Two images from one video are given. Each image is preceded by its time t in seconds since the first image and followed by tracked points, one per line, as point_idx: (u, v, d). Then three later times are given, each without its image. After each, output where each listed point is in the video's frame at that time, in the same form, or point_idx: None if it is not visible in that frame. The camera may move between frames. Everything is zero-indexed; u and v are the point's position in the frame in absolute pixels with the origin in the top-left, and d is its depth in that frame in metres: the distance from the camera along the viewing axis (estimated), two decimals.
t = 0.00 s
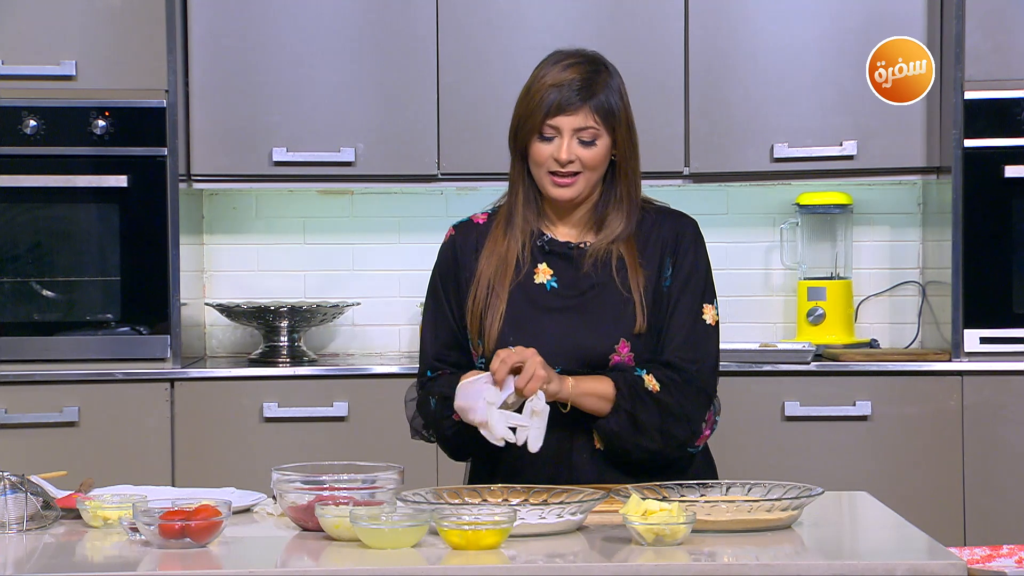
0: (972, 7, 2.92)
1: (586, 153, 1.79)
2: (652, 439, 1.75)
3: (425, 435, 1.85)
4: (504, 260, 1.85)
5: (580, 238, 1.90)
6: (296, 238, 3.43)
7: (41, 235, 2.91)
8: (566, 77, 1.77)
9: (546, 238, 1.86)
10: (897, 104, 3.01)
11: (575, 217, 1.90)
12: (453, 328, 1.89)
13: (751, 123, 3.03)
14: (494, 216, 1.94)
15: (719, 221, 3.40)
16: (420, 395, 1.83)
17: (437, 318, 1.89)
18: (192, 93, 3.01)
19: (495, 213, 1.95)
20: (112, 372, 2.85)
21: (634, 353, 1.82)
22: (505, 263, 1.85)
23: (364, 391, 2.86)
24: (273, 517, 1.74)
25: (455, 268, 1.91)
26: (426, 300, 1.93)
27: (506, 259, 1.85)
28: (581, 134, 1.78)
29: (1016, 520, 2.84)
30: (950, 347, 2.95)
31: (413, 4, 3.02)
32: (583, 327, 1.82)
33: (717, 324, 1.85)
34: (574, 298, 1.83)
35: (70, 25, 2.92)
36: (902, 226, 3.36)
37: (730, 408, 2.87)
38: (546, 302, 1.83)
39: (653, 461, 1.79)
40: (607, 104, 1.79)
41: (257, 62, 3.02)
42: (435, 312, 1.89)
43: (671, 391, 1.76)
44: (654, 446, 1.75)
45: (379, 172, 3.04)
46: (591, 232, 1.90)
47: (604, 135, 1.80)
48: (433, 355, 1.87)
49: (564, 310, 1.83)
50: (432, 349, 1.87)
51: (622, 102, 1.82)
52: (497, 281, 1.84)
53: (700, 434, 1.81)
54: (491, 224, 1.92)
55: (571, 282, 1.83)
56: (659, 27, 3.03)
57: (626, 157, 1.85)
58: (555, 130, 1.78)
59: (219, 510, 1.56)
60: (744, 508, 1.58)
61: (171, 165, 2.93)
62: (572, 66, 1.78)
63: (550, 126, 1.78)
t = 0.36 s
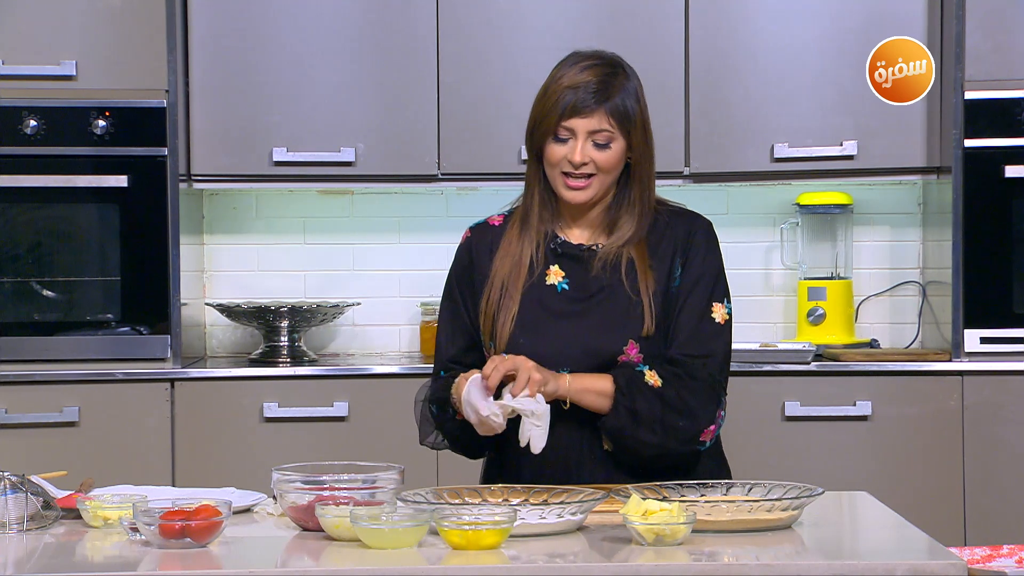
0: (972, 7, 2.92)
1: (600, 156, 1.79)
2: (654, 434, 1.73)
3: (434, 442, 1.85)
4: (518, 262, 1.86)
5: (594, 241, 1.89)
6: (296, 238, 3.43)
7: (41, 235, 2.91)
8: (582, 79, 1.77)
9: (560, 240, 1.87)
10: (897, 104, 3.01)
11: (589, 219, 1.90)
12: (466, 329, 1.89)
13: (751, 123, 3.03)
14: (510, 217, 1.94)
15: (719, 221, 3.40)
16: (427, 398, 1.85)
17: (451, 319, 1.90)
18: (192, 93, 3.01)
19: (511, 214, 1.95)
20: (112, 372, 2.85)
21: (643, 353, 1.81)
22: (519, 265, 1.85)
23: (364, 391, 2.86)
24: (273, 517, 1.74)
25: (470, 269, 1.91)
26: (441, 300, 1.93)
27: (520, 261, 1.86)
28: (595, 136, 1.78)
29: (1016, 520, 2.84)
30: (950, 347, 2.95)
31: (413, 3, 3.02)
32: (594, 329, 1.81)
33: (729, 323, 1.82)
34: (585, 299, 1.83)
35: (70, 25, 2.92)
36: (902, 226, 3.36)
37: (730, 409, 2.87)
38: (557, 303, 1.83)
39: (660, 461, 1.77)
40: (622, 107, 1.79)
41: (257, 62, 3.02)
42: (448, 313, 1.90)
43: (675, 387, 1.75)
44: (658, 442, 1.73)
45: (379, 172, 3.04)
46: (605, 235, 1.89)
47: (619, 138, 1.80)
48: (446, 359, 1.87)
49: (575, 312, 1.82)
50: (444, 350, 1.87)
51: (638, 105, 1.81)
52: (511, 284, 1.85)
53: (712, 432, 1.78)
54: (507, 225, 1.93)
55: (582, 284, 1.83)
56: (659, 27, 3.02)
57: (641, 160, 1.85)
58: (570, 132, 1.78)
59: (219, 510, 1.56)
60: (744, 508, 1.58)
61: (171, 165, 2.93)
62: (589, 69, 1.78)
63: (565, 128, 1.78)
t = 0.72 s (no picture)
0: (972, 6, 2.92)
1: (609, 157, 1.77)
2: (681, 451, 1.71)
3: (445, 433, 1.84)
4: (535, 266, 1.85)
5: (610, 247, 1.88)
6: (296, 238, 3.43)
7: (41, 235, 2.91)
8: (589, 83, 1.76)
9: (576, 245, 1.86)
10: (897, 104, 3.01)
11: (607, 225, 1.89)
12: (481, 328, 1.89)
13: (752, 123, 3.03)
14: (530, 219, 1.95)
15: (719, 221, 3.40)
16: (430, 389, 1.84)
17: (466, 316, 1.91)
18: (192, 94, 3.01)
19: (531, 215, 1.96)
20: (112, 372, 2.85)
21: (650, 362, 1.80)
22: (535, 268, 1.85)
23: (364, 391, 2.86)
24: (273, 517, 1.74)
25: (488, 270, 1.92)
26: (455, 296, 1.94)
27: (536, 264, 1.85)
28: (603, 137, 1.76)
29: (1016, 519, 2.84)
30: (951, 347, 2.96)
31: (413, 3, 3.02)
32: (606, 335, 1.80)
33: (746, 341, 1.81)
34: (598, 304, 1.82)
35: (70, 25, 2.92)
36: (902, 226, 3.36)
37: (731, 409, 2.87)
38: (570, 308, 1.82)
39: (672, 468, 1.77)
40: (630, 111, 1.76)
41: (257, 62, 3.02)
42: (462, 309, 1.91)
43: (707, 406, 1.71)
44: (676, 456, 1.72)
45: (379, 172, 3.04)
46: (622, 242, 1.88)
47: (628, 139, 1.77)
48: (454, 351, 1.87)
49: (588, 318, 1.81)
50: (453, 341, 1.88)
51: (648, 109, 1.78)
52: (526, 286, 1.85)
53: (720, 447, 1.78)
54: (526, 226, 1.93)
55: (596, 291, 1.83)
56: (659, 28, 3.02)
57: (654, 167, 1.81)
58: (578, 135, 1.77)
59: (219, 510, 1.56)
60: (744, 508, 1.58)
61: (171, 165, 2.93)
62: (597, 72, 1.77)
63: (573, 130, 1.77)
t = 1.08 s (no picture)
0: (972, 6, 2.91)
1: (599, 144, 1.76)
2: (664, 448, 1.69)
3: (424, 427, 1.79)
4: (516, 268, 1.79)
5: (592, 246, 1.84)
6: (296, 238, 3.43)
7: (40, 235, 2.91)
8: (568, 74, 1.77)
9: (555, 245, 1.81)
10: (897, 105, 3.01)
11: (587, 224, 1.84)
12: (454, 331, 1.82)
13: (752, 123, 3.03)
14: (501, 219, 1.88)
15: (719, 221, 3.40)
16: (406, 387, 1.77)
17: (435, 315, 1.83)
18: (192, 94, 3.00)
19: (502, 216, 1.89)
20: (112, 371, 2.85)
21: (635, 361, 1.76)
22: (516, 271, 1.79)
23: (365, 391, 2.86)
24: (273, 517, 1.74)
25: (462, 270, 1.85)
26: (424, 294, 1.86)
27: (516, 266, 1.79)
28: (591, 124, 1.76)
29: (1017, 520, 2.84)
30: (951, 347, 2.95)
31: (414, 3, 3.02)
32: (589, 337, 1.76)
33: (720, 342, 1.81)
34: (581, 306, 1.77)
35: (70, 25, 2.92)
36: (902, 226, 3.36)
37: (730, 409, 2.86)
38: (552, 310, 1.77)
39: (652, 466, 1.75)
40: (611, 99, 1.78)
41: (257, 62, 3.02)
42: (434, 308, 1.83)
43: (685, 402, 1.70)
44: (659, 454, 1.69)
45: (379, 172, 3.04)
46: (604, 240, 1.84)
47: (613, 125, 1.78)
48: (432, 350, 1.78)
49: (570, 320, 1.76)
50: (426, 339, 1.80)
51: (626, 99, 1.80)
52: (507, 289, 1.79)
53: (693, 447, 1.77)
54: (499, 227, 1.87)
55: (578, 291, 1.78)
56: (659, 28, 3.03)
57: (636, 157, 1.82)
58: (564, 125, 1.76)
59: (219, 510, 1.56)
60: (744, 508, 1.58)
61: (171, 165, 2.93)
62: (574, 63, 1.78)
63: (559, 120, 1.76)
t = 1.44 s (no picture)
0: (978, 6, 2.91)
1: (501, 154, 1.74)
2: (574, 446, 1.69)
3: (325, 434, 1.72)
4: (418, 271, 1.76)
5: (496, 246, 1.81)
6: (302, 238, 3.43)
7: (46, 235, 2.91)
8: (473, 78, 1.73)
9: (459, 246, 1.78)
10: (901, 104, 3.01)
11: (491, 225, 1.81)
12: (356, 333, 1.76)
13: (756, 123, 3.03)
14: (405, 219, 1.82)
15: (725, 220, 3.40)
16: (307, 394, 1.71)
17: (336, 317, 1.76)
18: (198, 94, 3.01)
19: (405, 216, 1.83)
20: (117, 371, 2.85)
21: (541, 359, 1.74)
22: (421, 275, 1.76)
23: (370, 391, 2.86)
24: (279, 517, 1.74)
25: (365, 271, 1.79)
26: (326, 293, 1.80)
27: (421, 270, 1.76)
28: (495, 132, 1.73)
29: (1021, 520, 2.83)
30: (956, 347, 2.95)
31: (418, 3, 3.02)
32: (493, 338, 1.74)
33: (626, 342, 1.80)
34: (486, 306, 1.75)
35: (74, 25, 2.92)
36: (908, 226, 3.36)
37: (735, 408, 2.86)
38: (457, 311, 1.75)
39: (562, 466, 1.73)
40: (516, 104, 1.75)
41: (262, 62, 3.02)
42: (335, 311, 1.76)
43: (595, 401, 1.69)
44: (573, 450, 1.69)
45: (384, 172, 3.04)
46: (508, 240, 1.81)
47: (518, 134, 1.75)
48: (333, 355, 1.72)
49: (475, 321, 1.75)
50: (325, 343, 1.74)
51: (531, 103, 1.78)
52: (411, 293, 1.75)
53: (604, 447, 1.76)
54: (403, 227, 1.81)
55: (483, 292, 1.76)
56: (662, 28, 3.02)
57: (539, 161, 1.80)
58: (468, 132, 1.73)
59: (224, 510, 1.57)
60: (750, 508, 1.59)
61: (176, 165, 2.93)
62: (479, 68, 1.74)
63: (463, 128, 1.73)
